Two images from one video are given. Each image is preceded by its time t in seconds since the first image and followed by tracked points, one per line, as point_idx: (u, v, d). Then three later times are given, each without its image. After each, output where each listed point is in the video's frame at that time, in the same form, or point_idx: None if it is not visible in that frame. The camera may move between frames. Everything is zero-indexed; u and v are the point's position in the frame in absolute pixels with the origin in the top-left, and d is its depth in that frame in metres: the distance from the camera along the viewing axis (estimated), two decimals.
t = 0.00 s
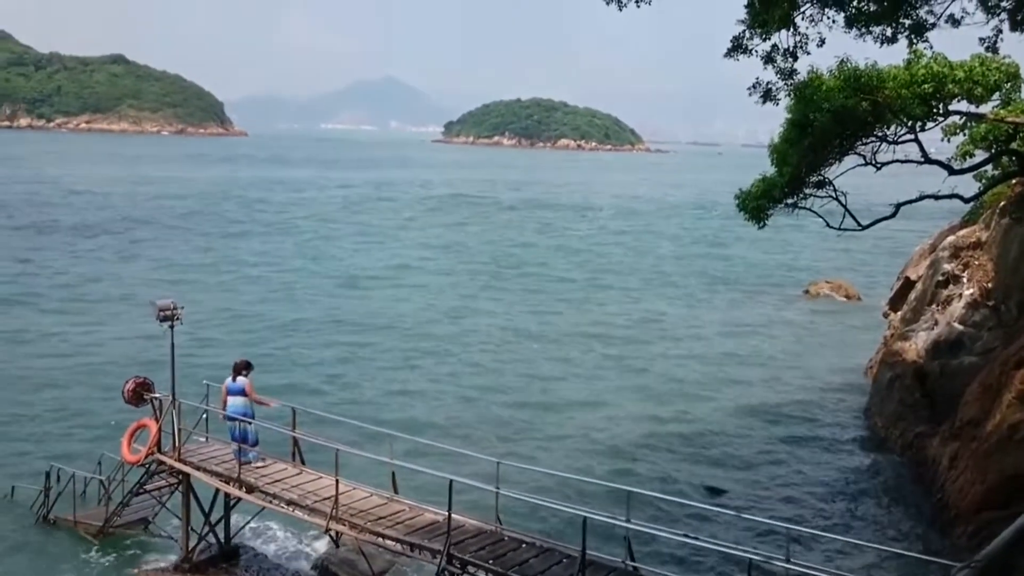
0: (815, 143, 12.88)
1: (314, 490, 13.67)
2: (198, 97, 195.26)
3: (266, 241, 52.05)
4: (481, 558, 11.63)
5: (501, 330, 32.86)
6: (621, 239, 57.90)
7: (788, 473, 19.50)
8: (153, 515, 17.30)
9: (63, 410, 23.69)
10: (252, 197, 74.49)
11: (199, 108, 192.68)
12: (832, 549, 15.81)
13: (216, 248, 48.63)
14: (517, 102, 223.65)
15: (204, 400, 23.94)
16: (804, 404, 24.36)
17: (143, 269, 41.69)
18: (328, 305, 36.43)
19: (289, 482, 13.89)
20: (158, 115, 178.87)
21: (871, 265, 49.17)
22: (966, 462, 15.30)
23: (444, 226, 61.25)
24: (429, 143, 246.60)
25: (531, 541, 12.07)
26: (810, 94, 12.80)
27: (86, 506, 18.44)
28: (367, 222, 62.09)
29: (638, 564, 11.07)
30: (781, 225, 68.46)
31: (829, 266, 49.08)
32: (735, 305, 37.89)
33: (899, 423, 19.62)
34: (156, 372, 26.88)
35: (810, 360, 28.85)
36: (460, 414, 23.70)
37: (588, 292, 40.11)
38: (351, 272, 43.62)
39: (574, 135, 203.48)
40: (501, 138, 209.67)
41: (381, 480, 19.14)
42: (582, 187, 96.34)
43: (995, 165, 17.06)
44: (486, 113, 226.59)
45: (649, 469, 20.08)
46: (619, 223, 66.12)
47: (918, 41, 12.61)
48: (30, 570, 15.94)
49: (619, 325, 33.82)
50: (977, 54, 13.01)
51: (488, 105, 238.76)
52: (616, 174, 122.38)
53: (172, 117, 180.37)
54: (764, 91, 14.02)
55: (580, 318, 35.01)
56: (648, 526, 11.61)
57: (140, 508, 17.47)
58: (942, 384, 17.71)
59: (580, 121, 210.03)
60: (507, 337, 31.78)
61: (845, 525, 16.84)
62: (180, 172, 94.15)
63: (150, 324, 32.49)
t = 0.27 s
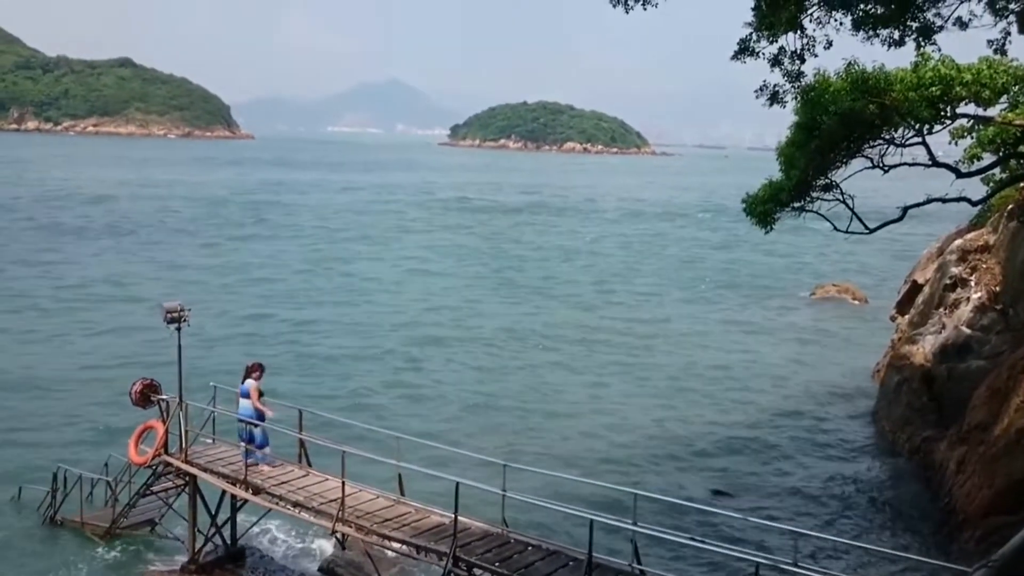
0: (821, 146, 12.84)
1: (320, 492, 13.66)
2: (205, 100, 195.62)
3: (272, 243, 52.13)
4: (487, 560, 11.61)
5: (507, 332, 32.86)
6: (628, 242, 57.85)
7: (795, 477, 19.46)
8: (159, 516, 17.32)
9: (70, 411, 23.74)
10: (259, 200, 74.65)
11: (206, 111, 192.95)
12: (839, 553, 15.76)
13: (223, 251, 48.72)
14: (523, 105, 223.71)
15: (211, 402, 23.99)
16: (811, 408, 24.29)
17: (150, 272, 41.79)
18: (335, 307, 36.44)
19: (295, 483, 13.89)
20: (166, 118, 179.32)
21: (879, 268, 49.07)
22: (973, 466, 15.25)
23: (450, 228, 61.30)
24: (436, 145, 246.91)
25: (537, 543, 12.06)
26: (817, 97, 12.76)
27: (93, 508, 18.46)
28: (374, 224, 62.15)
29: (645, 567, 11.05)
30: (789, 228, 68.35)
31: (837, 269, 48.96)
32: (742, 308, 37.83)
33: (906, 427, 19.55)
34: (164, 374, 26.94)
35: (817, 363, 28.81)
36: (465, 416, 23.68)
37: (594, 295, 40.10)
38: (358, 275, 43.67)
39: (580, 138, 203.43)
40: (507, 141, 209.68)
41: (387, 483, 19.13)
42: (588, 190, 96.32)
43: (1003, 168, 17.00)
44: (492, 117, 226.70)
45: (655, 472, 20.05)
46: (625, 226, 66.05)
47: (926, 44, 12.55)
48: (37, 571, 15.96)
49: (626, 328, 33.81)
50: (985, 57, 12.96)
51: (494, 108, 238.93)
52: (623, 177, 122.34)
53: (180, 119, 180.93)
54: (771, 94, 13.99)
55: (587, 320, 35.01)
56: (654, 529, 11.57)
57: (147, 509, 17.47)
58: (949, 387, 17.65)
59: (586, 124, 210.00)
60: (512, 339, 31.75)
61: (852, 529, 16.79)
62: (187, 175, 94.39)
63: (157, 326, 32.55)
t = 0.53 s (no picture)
0: (822, 146, 12.83)
1: (322, 491, 13.67)
2: (205, 100, 195.54)
3: (273, 243, 52.13)
4: (489, 559, 11.62)
5: (508, 331, 32.87)
6: (628, 241, 57.84)
7: (796, 476, 19.46)
8: (161, 516, 17.33)
9: (70, 411, 23.74)
10: (259, 199, 74.61)
11: (206, 110, 192.78)
12: (840, 552, 15.77)
13: (223, 250, 48.72)
14: (523, 105, 223.69)
15: (212, 401, 24.00)
16: (812, 407, 24.28)
17: (151, 271, 41.80)
18: (335, 307, 36.43)
19: (297, 483, 13.90)
20: (166, 117, 179.26)
21: (879, 268, 49.06)
22: (974, 466, 15.27)
23: (451, 228, 61.30)
24: (436, 145, 246.92)
25: (538, 543, 12.08)
26: (818, 97, 12.77)
27: (94, 507, 18.47)
28: (374, 224, 62.13)
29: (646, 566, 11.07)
30: (789, 228, 68.36)
31: (837, 268, 48.97)
32: (742, 308, 37.83)
33: (907, 426, 19.55)
34: (165, 373, 26.95)
35: (818, 363, 28.81)
36: (466, 416, 23.69)
37: (595, 294, 40.09)
38: (358, 274, 43.67)
39: (580, 137, 203.37)
40: (507, 140, 209.56)
41: (388, 482, 19.14)
42: (589, 190, 96.31)
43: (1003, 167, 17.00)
44: (492, 116, 226.62)
45: (656, 471, 20.07)
46: (625, 225, 66.01)
47: (927, 45, 12.55)
48: (39, 571, 15.97)
49: (627, 327, 33.82)
50: (986, 57, 12.97)
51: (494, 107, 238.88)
52: (623, 176, 122.31)
53: (180, 119, 180.92)
54: (772, 93, 13.99)
55: (588, 320, 35.00)
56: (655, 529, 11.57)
57: (148, 509, 17.48)
58: (950, 387, 17.66)
59: (586, 123, 209.95)
60: (513, 339, 31.75)
61: (853, 528, 16.80)
62: (187, 174, 94.35)
63: (157, 325, 32.54)
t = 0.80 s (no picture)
0: (821, 144, 12.83)
1: (321, 491, 13.67)
2: (204, 99, 195.35)
3: (271, 242, 52.09)
4: (488, 558, 11.64)
5: (508, 330, 32.87)
6: (627, 240, 57.83)
7: (795, 474, 19.49)
8: (160, 515, 17.34)
9: (69, 410, 23.75)
10: (258, 198, 74.58)
11: (204, 109, 192.54)
12: (840, 550, 15.79)
13: (222, 250, 48.70)
14: (522, 104, 223.66)
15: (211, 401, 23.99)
16: (811, 405, 24.28)
17: (150, 271, 41.78)
18: (334, 306, 36.45)
19: (296, 482, 13.91)
20: (164, 117, 179.09)
21: (878, 266, 49.06)
22: (973, 463, 15.27)
23: (450, 227, 61.27)
24: (435, 144, 246.87)
25: (538, 542, 12.08)
26: (816, 95, 12.78)
27: (94, 507, 18.49)
28: (373, 223, 62.11)
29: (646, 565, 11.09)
30: (788, 226, 68.35)
31: (836, 266, 48.97)
32: (742, 306, 37.81)
33: (906, 424, 19.56)
34: (164, 373, 26.94)
35: (818, 361, 28.80)
36: (465, 414, 23.69)
37: (595, 293, 40.08)
38: (358, 273, 43.65)
39: (579, 136, 203.28)
40: (506, 139, 209.46)
41: (387, 481, 19.15)
42: (587, 188, 96.31)
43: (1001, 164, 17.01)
44: (491, 115, 226.52)
45: (656, 469, 20.07)
46: (624, 224, 66.02)
47: (924, 42, 12.54)
48: (38, 570, 15.99)
49: (626, 326, 33.82)
50: (984, 54, 12.96)
51: (492, 106, 238.86)
52: (622, 175, 122.28)
53: (179, 118, 180.86)
54: (770, 92, 13.99)
55: (587, 318, 34.98)
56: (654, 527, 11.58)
57: (147, 508, 17.49)
58: (949, 385, 17.67)
59: (585, 122, 209.89)
60: (512, 337, 31.75)
61: (852, 526, 16.81)
62: (186, 173, 94.36)
63: (156, 324, 32.54)
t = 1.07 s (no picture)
0: (825, 144, 12.80)
1: (325, 490, 13.67)
2: (208, 98, 195.45)
3: (275, 242, 52.08)
4: (491, 558, 11.64)
5: (511, 330, 32.83)
6: (631, 240, 57.74)
7: (799, 475, 19.46)
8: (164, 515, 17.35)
9: (73, 409, 23.80)
10: (262, 197, 74.66)
11: (208, 109, 192.57)
12: (843, 550, 15.77)
13: (225, 249, 48.70)
14: (526, 104, 223.60)
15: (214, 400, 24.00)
16: (815, 406, 24.24)
17: (153, 270, 41.79)
18: (338, 305, 36.47)
19: (300, 482, 13.91)
20: (168, 116, 179.19)
21: (883, 266, 48.93)
22: (977, 465, 15.24)
23: (453, 227, 61.21)
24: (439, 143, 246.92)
25: (541, 542, 12.07)
26: (820, 95, 12.76)
27: (98, 506, 18.51)
28: (377, 222, 62.10)
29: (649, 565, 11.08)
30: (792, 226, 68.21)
31: (840, 267, 48.85)
32: (745, 306, 37.73)
33: (910, 425, 19.53)
34: (167, 372, 26.95)
35: (822, 362, 28.74)
36: (468, 414, 23.67)
37: (598, 293, 40.02)
38: (361, 273, 43.62)
39: (583, 136, 203.17)
40: (510, 139, 209.43)
41: (391, 481, 19.16)
42: (591, 188, 96.21)
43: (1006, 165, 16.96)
44: (495, 115, 226.50)
45: (660, 469, 20.05)
46: (628, 224, 65.99)
47: (929, 43, 12.49)
48: (42, 569, 16.01)
49: (629, 326, 33.77)
50: (989, 54, 12.91)
51: (496, 106, 238.83)
52: (626, 175, 122.14)
53: (183, 117, 181.08)
54: (774, 92, 13.97)
55: (590, 318, 34.94)
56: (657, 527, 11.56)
57: (151, 508, 17.50)
58: (954, 386, 17.63)
59: (589, 122, 209.74)
60: (516, 337, 31.75)
61: (856, 527, 16.79)
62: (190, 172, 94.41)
63: (160, 323, 32.58)
